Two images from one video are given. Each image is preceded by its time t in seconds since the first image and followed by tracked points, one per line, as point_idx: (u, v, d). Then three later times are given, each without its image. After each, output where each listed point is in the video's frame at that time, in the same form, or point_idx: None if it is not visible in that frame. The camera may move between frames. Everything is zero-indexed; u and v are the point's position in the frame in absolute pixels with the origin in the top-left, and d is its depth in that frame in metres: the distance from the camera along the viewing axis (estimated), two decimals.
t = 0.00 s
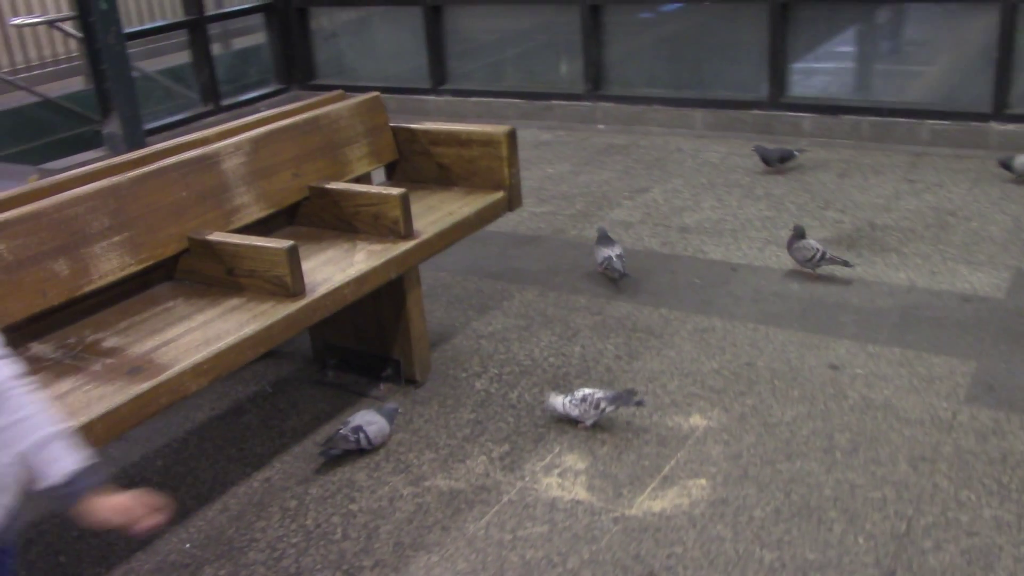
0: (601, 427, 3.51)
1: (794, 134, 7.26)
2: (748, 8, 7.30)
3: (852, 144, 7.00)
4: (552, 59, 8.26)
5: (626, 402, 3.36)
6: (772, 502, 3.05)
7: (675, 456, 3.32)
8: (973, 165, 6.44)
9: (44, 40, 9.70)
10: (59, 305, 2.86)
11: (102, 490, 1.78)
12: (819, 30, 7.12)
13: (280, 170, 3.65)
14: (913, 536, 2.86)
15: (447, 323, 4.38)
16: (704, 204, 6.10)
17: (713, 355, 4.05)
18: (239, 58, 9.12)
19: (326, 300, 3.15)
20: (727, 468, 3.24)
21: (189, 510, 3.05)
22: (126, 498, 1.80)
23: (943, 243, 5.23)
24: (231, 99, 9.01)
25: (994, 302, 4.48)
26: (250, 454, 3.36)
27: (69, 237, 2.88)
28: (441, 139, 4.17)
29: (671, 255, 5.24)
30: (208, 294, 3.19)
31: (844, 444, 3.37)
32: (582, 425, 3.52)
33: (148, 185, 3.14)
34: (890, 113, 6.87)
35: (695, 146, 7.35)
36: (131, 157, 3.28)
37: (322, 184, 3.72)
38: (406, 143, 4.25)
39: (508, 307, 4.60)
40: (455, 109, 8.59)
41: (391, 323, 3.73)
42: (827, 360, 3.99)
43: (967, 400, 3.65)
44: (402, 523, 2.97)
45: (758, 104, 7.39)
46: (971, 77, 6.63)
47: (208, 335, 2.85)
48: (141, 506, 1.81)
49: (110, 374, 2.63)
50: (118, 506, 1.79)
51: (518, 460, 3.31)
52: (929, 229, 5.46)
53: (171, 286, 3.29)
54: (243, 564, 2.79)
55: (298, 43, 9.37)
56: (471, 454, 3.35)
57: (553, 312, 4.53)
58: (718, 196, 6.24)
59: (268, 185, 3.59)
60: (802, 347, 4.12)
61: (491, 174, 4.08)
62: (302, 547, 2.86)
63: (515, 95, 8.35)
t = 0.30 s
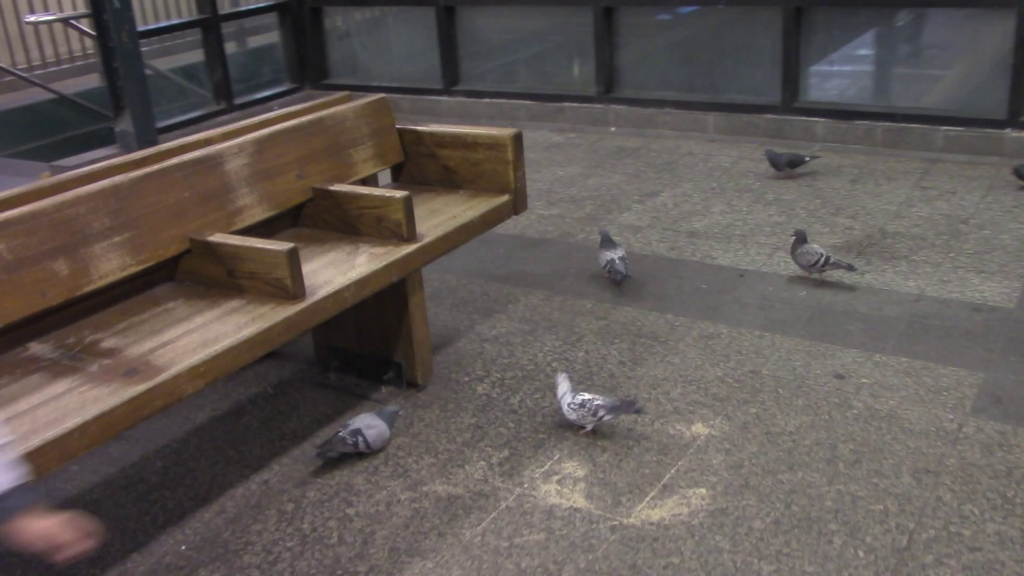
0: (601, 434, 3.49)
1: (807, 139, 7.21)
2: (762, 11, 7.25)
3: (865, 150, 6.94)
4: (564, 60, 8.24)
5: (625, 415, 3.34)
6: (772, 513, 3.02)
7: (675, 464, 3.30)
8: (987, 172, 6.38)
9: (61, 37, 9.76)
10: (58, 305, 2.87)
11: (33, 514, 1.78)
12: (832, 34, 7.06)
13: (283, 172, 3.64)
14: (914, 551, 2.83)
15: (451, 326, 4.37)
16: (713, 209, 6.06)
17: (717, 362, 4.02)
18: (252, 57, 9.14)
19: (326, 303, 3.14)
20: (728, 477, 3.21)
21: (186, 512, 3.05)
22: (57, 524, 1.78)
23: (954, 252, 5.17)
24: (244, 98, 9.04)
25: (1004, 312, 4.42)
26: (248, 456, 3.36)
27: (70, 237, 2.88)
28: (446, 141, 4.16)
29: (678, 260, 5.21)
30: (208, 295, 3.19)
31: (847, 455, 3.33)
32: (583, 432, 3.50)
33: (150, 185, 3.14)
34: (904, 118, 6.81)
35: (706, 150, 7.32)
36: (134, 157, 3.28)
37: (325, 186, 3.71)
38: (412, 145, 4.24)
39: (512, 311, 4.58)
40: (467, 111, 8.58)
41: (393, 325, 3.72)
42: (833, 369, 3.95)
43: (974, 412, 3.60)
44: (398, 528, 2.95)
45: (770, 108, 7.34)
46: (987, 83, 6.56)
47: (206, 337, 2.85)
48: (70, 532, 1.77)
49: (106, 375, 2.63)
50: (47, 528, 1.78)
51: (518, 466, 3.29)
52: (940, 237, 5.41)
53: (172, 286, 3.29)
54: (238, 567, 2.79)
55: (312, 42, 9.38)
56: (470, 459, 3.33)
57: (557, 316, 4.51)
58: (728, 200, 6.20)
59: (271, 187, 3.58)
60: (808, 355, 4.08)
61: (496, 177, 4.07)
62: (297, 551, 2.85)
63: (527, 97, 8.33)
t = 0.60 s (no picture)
0: (602, 440, 3.46)
1: (818, 142, 7.16)
2: (774, 12, 7.19)
3: (876, 153, 6.89)
4: (575, 61, 8.21)
5: (615, 428, 3.31)
6: (772, 521, 2.99)
7: (675, 471, 3.27)
8: (999, 177, 6.31)
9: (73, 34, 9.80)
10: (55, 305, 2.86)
11: None
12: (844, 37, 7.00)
13: (285, 172, 3.63)
14: (915, 563, 2.79)
15: (454, 328, 4.35)
16: (721, 212, 6.02)
17: (721, 367, 3.98)
18: (263, 55, 9.15)
19: (324, 305, 3.12)
20: (728, 485, 3.18)
21: (183, 514, 3.04)
22: None
23: (964, 258, 5.12)
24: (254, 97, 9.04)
25: (1014, 320, 4.37)
26: (247, 457, 3.35)
27: (68, 237, 2.88)
28: (450, 142, 4.14)
29: (685, 264, 5.17)
30: (207, 296, 3.18)
31: (850, 464, 3.30)
32: (583, 438, 3.47)
33: (149, 185, 3.13)
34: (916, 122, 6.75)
35: (716, 152, 7.28)
36: (135, 156, 3.27)
37: (327, 187, 3.70)
38: (416, 146, 4.22)
39: (516, 313, 4.56)
40: (477, 111, 8.57)
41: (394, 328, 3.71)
42: (838, 376, 3.91)
43: (980, 421, 3.56)
44: (394, 533, 2.94)
45: (782, 110, 7.29)
46: (1001, 87, 6.49)
47: (203, 339, 2.84)
48: None
49: (100, 377, 2.62)
50: None
51: (516, 471, 3.27)
52: (950, 243, 5.35)
53: (171, 287, 3.28)
54: (232, 570, 2.78)
55: (322, 40, 9.37)
56: (469, 463, 3.31)
57: (561, 320, 4.48)
58: (736, 204, 6.16)
59: (273, 187, 3.57)
60: (813, 362, 4.04)
61: (500, 179, 4.05)
62: (292, 555, 2.84)
63: (537, 97, 8.30)
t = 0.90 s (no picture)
0: (602, 447, 3.42)
1: (833, 144, 7.08)
2: (790, 12, 7.11)
3: (892, 156, 6.79)
4: (588, 60, 8.16)
5: (596, 434, 3.27)
6: (772, 533, 2.94)
7: (676, 480, 3.22)
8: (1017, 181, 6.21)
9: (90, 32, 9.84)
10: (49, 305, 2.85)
11: None
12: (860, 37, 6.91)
13: (287, 172, 3.61)
14: None
15: (458, 331, 4.32)
16: (733, 215, 5.95)
17: (726, 374, 3.93)
18: (278, 54, 9.15)
19: (321, 308, 3.09)
20: (729, 495, 3.13)
21: (177, 517, 3.03)
22: None
23: (978, 264, 5.03)
24: (268, 95, 9.05)
25: None
26: (243, 460, 3.33)
27: (63, 238, 2.86)
28: (454, 143, 4.10)
29: (694, 267, 5.12)
30: (204, 297, 3.16)
31: (854, 475, 3.24)
32: (583, 444, 3.43)
33: (148, 185, 3.11)
34: (933, 124, 6.65)
35: (730, 154, 7.21)
36: (134, 156, 3.25)
37: (329, 187, 3.67)
38: (421, 146, 4.18)
39: (521, 316, 4.52)
40: (490, 111, 8.53)
41: (394, 330, 3.68)
42: (845, 384, 3.85)
43: (989, 432, 3.49)
44: (388, 540, 2.91)
45: (797, 111, 7.21)
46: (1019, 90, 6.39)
47: (197, 341, 2.82)
48: None
49: (92, 379, 2.60)
50: None
51: (514, 477, 3.23)
52: (965, 248, 5.26)
53: (170, 288, 3.26)
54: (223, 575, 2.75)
55: (336, 39, 9.36)
56: (467, 469, 3.28)
57: (566, 323, 4.44)
58: (748, 206, 6.09)
59: (273, 187, 3.55)
60: (820, 369, 3.98)
61: (504, 181, 4.01)
62: (284, 561, 2.81)
63: (550, 97, 8.26)
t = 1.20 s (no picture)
0: (600, 450, 3.39)
1: (840, 144, 7.02)
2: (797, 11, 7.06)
3: (899, 156, 6.73)
4: (594, 59, 8.12)
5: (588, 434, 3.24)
6: (769, 538, 2.90)
7: (673, 484, 3.19)
8: None
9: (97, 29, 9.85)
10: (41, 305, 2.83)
11: None
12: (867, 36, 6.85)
13: (284, 171, 3.59)
14: None
15: (457, 332, 4.29)
16: (737, 215, 5.90)
17: (727, 376, 3.89)
18: (284, 51, 9.13)
19: (316, 308, 3.07)
20: (726, 499, 3.10)
21: (170, 518, 3.01)
22: None
23: (984, 266, 4.98)
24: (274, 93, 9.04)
25: None
26: (238, 461, 3.31)
27: (55, 237, 2.85)
28: (454, 142, 4.07)
29: (697, 268, 5.08)
30: (198, 297, 3.14)
31: (854, 480, 3.20)
32: (580, 447, 3.40)
33: (142, 185, 3.09)
34: (941, 124, 6.59)
35: (735, 154, 7.16)
36: (129, 155, 3.24)
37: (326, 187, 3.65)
38: (421, 145, 4.16)
39: (521, 316, 4.49)
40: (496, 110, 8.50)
41: (391, 331, 3.65)
42: (847, 387, 3.80)
43: (992, 437, 3.44)
44: (381, 543, 2.88)
45: (804, 111, 7.16)
46: None
47: (189, 342, 2.80)
48: None
49: (82, 380, 2.59)
50: None
51: (510, 481, 3.20)
52: (971, 250, 5.21)
53: (165, 288, 3.25)
54: None
55: (342, 36, 9.35)
56: (462, 472, 3.25)
57: (566, 324, 4.41)
58: (752, 207, 6.04)
59: (270, 187, 3.53)
60: (822, 372, 3.94)
61: (503, 181, 3.98)
62: (275, 564, 2.79)
63: (556, 96, 8.22)
